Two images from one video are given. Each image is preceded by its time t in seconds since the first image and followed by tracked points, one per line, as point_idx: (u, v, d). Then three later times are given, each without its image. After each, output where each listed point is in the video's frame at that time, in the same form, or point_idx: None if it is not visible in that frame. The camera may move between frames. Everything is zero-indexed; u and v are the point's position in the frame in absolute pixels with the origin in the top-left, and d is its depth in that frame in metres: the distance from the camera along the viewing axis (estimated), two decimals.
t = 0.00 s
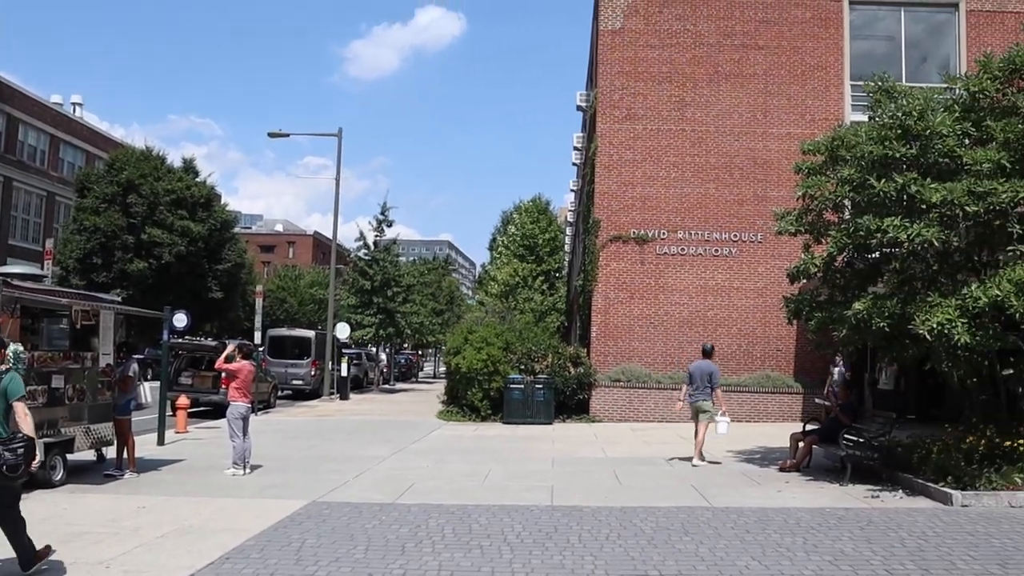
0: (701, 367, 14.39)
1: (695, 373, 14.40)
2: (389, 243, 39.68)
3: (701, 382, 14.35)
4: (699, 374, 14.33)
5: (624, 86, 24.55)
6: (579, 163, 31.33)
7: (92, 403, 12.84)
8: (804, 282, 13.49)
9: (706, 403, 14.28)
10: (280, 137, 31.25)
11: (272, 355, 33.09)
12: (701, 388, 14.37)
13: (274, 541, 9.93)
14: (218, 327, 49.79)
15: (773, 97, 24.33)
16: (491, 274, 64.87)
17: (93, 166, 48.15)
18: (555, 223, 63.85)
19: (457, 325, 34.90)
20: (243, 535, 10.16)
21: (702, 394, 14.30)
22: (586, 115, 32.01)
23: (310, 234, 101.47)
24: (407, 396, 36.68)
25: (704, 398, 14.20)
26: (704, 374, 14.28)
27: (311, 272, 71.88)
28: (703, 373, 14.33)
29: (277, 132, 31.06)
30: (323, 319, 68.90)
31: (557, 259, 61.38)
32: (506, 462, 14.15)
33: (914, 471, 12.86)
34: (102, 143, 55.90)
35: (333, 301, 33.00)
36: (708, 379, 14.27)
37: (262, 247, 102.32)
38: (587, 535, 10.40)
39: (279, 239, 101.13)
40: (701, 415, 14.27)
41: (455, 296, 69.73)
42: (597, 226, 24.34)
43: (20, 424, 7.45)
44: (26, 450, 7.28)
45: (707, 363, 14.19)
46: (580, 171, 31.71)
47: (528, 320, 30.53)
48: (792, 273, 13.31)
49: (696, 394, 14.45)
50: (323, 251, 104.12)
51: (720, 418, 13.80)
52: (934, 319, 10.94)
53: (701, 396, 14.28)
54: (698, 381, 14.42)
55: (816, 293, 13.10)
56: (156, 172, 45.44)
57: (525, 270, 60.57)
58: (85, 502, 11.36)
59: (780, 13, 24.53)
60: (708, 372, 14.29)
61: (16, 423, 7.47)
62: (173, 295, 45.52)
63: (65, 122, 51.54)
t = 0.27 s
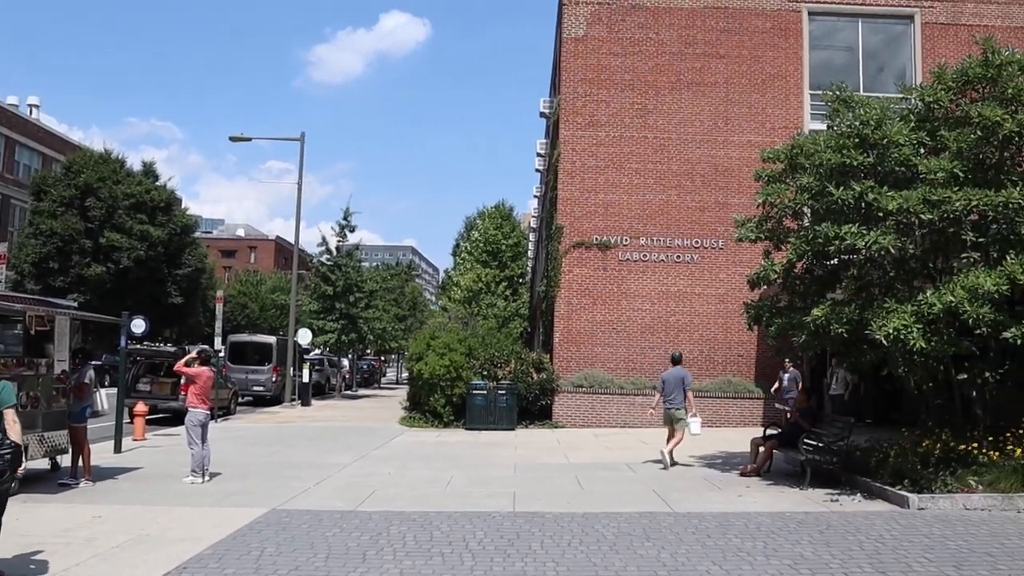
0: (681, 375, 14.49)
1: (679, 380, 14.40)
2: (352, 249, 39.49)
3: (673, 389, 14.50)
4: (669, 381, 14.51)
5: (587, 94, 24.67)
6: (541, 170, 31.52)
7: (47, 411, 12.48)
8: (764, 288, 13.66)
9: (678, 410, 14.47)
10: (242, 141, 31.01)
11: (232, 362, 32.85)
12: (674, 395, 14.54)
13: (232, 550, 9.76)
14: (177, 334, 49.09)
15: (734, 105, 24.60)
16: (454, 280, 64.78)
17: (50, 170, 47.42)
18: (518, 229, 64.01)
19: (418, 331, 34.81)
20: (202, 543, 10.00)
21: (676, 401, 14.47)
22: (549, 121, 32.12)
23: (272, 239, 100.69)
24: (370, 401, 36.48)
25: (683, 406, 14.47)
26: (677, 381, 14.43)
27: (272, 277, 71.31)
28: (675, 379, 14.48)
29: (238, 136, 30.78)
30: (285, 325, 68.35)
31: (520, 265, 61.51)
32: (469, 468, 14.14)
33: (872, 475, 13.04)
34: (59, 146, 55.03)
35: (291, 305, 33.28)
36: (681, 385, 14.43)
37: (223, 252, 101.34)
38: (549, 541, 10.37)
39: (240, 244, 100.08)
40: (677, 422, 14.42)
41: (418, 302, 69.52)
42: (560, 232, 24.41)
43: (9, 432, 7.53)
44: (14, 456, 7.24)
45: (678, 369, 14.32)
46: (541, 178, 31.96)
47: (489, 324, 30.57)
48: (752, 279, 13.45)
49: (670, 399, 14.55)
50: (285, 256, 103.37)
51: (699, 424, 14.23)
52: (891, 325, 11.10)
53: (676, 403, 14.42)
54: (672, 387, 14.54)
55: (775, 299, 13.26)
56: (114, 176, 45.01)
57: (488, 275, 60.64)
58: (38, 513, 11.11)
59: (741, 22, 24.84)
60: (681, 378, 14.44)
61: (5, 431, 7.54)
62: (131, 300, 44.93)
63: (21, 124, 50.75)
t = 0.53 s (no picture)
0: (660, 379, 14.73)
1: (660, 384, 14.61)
2: (317, 254, 39.29)
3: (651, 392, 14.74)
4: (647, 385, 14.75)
5: (553, 100, 24.71)
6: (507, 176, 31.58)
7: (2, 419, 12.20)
8: (728, 294, 13.77)
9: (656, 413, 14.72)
10: (206, 145, 30.73)
11: (196, 367, 32.48)
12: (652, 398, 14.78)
13: (194, 559, 9.60)
14: (139, 338, 48.64)
15: (699, 112, 24.82)
16: (420, 285, 64.60)
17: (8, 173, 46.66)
18: (484, 235, 64.06)
19: (383, 337, 34.71)
20: (163, 552, 9.83)
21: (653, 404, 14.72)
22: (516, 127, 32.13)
23: (237, 244, 99.82)
24: (335, 408, 36.26)
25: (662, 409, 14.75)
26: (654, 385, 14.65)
27: (235, 283, 70.65)
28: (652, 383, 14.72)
29: (202, 140, 30.45)
30: (249, 331, 67.74)
31: (486, 270, 61.51)
32: (434, 474, 14.10)
33: (834, 479, 13.17)
34: (18, 149, 54.17)
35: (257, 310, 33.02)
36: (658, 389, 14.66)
37: (187, 257, 100.22)
38: (514, 548, 10.33)
39: (204, 248, 98.95)
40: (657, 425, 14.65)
41: (383, 307, 69.23)
42: (526, 238, 24.42)
43: None
44: None
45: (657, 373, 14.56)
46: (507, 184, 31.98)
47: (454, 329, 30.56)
48: (716, 285, 13.55)
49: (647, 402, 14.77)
50: (250, 262, 102.53)
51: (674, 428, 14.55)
52: (853, 330, 11.21)
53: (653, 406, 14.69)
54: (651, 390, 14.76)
55: (740, 305, 13.36)
56: (75, 180, 44.50)
57: (454, 281, 60.52)
58: None
59: (706, 31, 25.06)
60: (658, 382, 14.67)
61: None
62: (92, 305, 44.34)
63: None
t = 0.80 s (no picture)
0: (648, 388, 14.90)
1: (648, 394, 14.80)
2: (287, 259, 39.07)
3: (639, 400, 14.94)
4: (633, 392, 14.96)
5: (524, 106, 24.73)
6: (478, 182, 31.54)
7: None
8: (699, 300, 13.84)
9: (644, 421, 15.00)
10: (174, 149, 30.44)
11: (163, 373, 32.14)
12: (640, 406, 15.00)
13: (159, 568, 9.45)
14: (105, 344, 48.22)
15: (670, 118, 24.96)
16: (391, 291, 64.34)
17: None
18: (455, 241, 64.03)
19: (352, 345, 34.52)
20: (128, 562, 9.67)
21: (641, 412, 14.96)
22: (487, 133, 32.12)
23: (206, 249, 98.98)
24: (304, 414, 36.02)
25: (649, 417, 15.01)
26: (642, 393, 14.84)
27: (204, 288, 70.04)
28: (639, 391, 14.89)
29: (170, 144, 30.19)
30: (217, 337, 67.15)
31: (457, 276, 61.42)
32: (403, 481, 14.04)
33: (803, 484, 13.24)
34: None
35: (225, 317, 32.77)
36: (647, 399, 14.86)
37: (155, 262, 99.21)
38: (484, 555, 10.27)
39: (173, 253, 98.11)
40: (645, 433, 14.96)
41: (354, 313, 68.82)
42: (497, 243, 24.40)
43: None
44: None
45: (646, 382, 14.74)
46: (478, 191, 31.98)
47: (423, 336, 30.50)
48: (686, 291, 13.63)
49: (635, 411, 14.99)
50: (219, 267, 101.71)
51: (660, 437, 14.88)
52: (821, 336, 11.27)
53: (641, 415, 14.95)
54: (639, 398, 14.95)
55: (710, 311, 13.45)
56: (39, 184, 44.05)
57: (425, 287, 60.22)
58: None
59: (677, 38, 25.20)
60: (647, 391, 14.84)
61: None
62: (57, 310, 43.88)
63: None
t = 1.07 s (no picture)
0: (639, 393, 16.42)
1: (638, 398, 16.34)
2: (262, 264, 38.83)
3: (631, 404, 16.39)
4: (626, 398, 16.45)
5: (500, 111, 24.70)
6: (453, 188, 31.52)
7: None
8: (675, 306, 13.87)
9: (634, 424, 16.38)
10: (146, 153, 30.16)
11: (135, 380, 31.84)
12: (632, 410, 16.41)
13: None
14: (77, 350, 47.74)
15: (647, 124, 25.05)
16: (367, 296, 64.04)
17: None
18: (431, 246, 63.97)
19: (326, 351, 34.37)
20: (99, 570, 9.53)
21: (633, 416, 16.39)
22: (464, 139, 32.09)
23: (179, 254, 98.23)
24: (279, 420, 35.80)
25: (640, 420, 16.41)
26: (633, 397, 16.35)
27: (177, 293, 69.49)
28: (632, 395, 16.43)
29: (143, 147, 29.91)
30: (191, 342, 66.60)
31: (434, 281, 61.31)
32: (379, 488, 13.96)
33: (779, 490, 13.29)
34: None
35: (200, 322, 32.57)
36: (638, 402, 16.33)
37: (129, 267, 98.30)
38: (460, 562, 10.20)
39: (146, 257, 97.32)
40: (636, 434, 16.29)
41: (329, 318, 68.42)
42: (474, 249, 24.33)
43: None
44: None
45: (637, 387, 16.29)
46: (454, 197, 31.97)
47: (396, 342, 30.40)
48: (662, 297, 13.65)
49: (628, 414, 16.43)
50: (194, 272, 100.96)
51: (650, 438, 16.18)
52: (797, 343, 11.32)
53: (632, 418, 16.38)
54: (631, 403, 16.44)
55: (686, 317, 13.48)
56: (9, 188, 43.57)
57: (401, 293, 59.91)
58: None
59: (654, 44, 25.30)
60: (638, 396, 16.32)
61: None
62: (27, 316, 43.44)
63: None
